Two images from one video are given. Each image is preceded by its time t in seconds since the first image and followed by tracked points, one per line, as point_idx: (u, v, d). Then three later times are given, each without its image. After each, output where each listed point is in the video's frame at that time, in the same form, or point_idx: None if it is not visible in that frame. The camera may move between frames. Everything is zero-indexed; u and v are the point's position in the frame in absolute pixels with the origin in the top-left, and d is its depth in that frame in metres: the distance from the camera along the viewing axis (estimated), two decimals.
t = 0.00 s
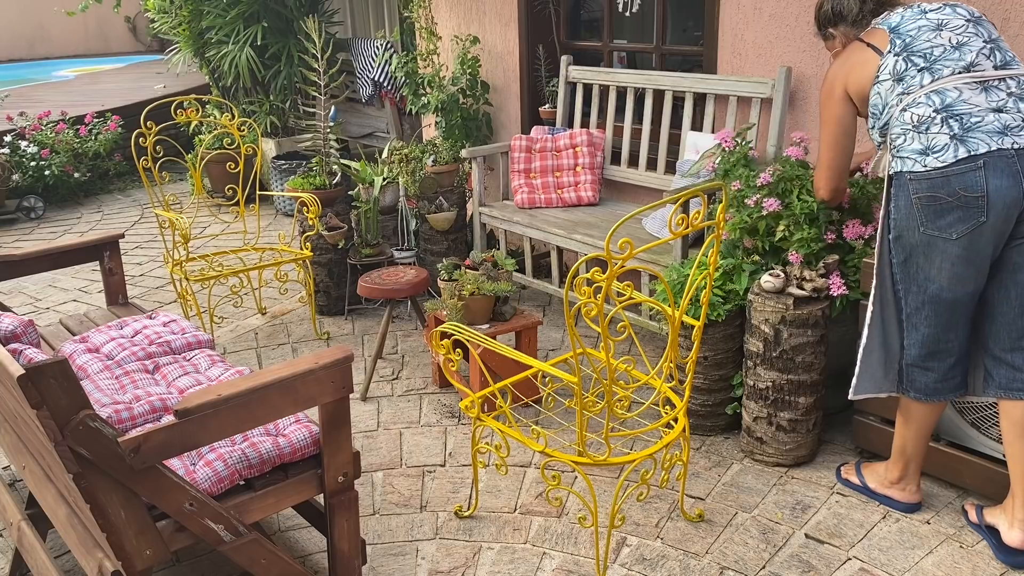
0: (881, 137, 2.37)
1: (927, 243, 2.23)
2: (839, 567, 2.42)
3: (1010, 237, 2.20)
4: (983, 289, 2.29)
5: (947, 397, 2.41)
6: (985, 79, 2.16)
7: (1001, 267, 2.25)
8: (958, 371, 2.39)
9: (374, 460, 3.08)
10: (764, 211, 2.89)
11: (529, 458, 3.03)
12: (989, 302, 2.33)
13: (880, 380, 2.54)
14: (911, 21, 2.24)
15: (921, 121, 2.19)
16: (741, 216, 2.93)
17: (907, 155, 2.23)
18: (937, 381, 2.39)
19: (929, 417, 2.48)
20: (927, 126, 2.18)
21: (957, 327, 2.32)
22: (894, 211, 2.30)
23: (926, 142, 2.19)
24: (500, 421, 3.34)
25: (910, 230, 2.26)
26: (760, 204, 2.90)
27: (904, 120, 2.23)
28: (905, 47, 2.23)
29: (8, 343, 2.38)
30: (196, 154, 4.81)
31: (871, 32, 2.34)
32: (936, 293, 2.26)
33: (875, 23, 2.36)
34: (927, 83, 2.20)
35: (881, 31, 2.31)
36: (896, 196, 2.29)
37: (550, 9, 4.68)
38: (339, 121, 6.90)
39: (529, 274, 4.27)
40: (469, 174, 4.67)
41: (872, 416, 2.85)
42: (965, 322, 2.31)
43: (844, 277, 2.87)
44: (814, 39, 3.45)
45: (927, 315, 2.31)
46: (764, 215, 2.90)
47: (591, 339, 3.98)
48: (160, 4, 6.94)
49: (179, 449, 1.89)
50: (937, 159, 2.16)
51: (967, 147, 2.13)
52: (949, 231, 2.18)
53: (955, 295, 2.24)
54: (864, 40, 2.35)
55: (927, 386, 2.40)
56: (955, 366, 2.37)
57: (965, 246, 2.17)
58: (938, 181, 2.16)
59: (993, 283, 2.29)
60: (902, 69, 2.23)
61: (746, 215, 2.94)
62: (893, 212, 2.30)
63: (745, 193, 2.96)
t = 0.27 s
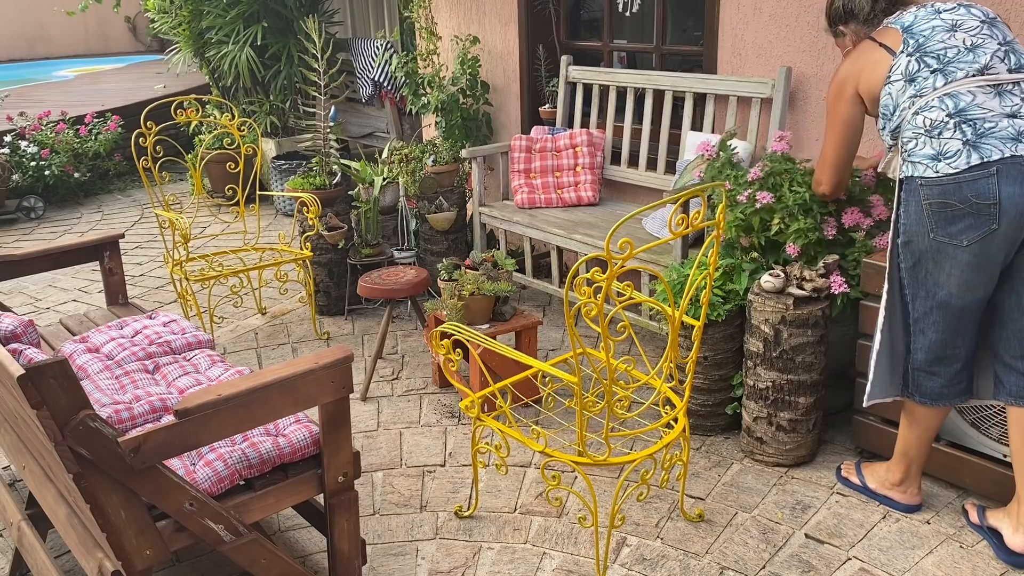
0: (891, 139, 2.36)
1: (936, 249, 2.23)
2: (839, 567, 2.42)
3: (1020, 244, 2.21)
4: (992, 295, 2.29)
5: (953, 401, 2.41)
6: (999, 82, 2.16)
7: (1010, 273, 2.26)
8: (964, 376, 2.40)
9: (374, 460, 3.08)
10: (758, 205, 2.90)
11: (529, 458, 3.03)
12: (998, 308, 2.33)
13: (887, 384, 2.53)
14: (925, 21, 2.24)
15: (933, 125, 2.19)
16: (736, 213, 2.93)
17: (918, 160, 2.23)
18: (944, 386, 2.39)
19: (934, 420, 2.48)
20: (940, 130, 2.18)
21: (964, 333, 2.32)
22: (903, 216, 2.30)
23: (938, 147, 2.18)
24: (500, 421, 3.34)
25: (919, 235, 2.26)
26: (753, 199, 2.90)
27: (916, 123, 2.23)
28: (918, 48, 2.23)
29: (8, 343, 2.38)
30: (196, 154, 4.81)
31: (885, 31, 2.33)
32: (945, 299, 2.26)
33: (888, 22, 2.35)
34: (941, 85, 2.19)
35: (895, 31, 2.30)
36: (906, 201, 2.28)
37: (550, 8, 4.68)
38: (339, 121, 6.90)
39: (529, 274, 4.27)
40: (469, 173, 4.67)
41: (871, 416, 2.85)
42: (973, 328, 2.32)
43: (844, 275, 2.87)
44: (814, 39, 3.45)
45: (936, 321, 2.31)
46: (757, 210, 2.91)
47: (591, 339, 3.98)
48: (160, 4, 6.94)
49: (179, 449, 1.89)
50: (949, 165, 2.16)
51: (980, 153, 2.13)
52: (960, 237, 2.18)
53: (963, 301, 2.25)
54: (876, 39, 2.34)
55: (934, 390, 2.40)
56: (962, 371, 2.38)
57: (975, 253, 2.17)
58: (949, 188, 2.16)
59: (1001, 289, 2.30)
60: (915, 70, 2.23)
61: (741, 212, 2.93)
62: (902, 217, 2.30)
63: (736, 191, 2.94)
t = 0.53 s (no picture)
0: (886, 144, 2.37)
1: (932, 250, 2.23)
2: (839, 567, 2.42)
3: (1016, 243, 2.20)
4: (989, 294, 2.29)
5: (955, 401, 2.40)
6: (989, 83, 2.15)
7: (1007, 272, 2.26)
8: (965, 376, 2.39)
9: (374, 461, 3.08)
10: (769, 182, 2.89)
11: (529, 458, 3.03)
12: (996, 306, 2.33)
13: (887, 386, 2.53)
14: (909, 28, 2.25)
15: (923, 127, 2.19)
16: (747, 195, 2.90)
17: (912, 162, 2.23)
18: (943, 386, 2.39)
19: (932, 419, 2.48)
20: (930, 133, 2.18)
21: (963, 333, 2.32)
22: (898, 218, 2.30)
23: (930, 149, 2.19)
24: (500, 421, 3.34)
25: (914, 237, 2.26)
26: (763, 176, 2.90)
27: (906, 127, 2.23)
28: (903, 55, 2.24)
29: (8, 343, 2.38)
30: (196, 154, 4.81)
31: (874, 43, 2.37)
32: (943, 300, 2.26)
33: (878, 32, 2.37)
34: (929, 89, 2.19)
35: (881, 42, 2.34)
36: (901, 203, 2.28)
37: (550, 8, 4.68)
38: (339, 121, 6.89)
39: (529, 274, 4.27)
40: (469, 173, 4.67)
41: (872, 416, 2.85)
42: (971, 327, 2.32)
43: (845, 273, 2.86)
44: (814, 39, 3.45)
45: (934, 322, 2.31)
46: (769, 189, 2.88)
47: (591, 339, 3.98)
48: (160, 4, 6.94)
49: (179, 449, 1.89)
50: (942, 166, 2.17)
51: (971, 153, 2.13)
52: (955, 238, 2.18)
53: (960, 301, 2.24)
54: (866, 50, 2.39)
55: (933, 391, 2.40)
56: (962, 372, 2.37)
57: (971, 253, 2.17)
58: (943, 188, 2.16)
59: (998, 288, 2.29)
60: (902, 77, 2.24)
61: (752, 193, 2.91)
62: (897, 219, 2.30)
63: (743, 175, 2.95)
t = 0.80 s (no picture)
0: (881, 139, 2.38)
1: (920, 247, 2.23)
2: (839, 567, 2.42)
3: (1006, 242, 2.20)
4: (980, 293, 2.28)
5: (947, 399, 2.40)
6: (983, 81, 2.15)
7: (999, 271, 2.25)
8: (956, 373, 2.38)
9: (374, 461, 3.08)
10: (758, 194, 2.90)
11: (529, 458, 3.03)
12: (988, 304, 2.32)
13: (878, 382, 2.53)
14: (909, 23, 2.25)
15: (914, 125, 2.20)
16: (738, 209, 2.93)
17: (900, 159, 2.24)
18: (933, 383, 2.38)
19: (928, 417, 2.47)
20: (920, 130, 2.19)
21: (953, 330, 2.31)
22: (888, 214, 2.31)
23: (918, 147, 2.19)
24: (500, 421, 3.34)
25: (903, 233, 2.26)
26: (752, 188, 2.91)
27: (898, 124, 2.24)
28: (902, 50, 2.24)
29: (8, 344, 2.38)
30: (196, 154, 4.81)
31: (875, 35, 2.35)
32: (932, 297, 2.26)
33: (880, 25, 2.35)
34: (922, 86, 2.20)
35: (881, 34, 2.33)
36: (892, 199, 2.29)
37: (550, 8, 4.68)
38: (339, 121, 6.89)
39: (529, 274, 4.27)
40: (469, 173, 4.67)
41: (872, 416, 2.85)
42: (961, 325, 2.31)
43: (844, 274, 2.86)
44: (814, 39, 3.45)
45: (923, 319, 2.31)
46: (759, 199, 2.90)
47: (591, 339, 3.98)
48: (160, 4, 6.94)
49: (178, 449, 1.89)
50: (929, 164, 2.17)
51: (959, 152, 2.13)
52: (942, 235, 2.18)
53: (949, 298, 2.24)
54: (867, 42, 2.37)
55: (922, 389, 2.40)
56: (953, 369, 2.37)
57: (958, 250, 2.18)
58: (930, 185, 2.17)
59: (990, 286, 2.29)
60: (899, 72, 2.24)
61: (742, 206, 2.93)
62: (888, 215, 2.31)
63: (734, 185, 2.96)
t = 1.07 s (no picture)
0: (892, 136, 2.37)
1: (925, 251, 2.24)
2: (839, 567, 2.42)
3: (1014, 250, 2.20)
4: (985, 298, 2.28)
5: (945, 400, 2.41)
6: (999, 84, 2.13)
7: (1006, 277, 2.25)
8: (957, 375, 2.38)
9: (374, 460, 3.08)
10: (754, 201, 2.91)
11: (529, 458, 3.03)
12: (993, 310, 2.32)
13: (879, 380, 2.55)
14: (930, 15, 2.20)
15: (926, 127, 2.19)
16: (735, 215, 2.93)
17: (912, 161, 2.24)
18: (933, 385, 2.39)
19: (929, 417, 2.48)
20: (932, 134, 2.18)
21: (955, 333, 2.31)
22: (897, 216, 2.32)
23: (929, 150, 2.19)
24: (500, 421, 3.34)
25: (910, 236, 2.27)
26: (747, 195, 2.91)
27: (910, 125, 2.23)
28: (921, 45, 2.21)
29: (8, 343, 2.38)
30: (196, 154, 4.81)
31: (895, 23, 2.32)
32: (936, 301, 2.26)
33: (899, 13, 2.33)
34: (938, 87, 2.17)
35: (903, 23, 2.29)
36: (900, 201, 2.30)
37: (550, 8, 4.68)
38: (339, 121, 6.89)
39: (529, 274, 4.27)
40: (469, 173, 4.67)
41: (872, 417, 2.85)
42: (965, 329, 2.31)
43: (844, 274, 2.87)
44: (814, 39, 3.45)
45: (924, 322, 2.32)
46: (755, 206, 2.91)
47: (591, 339, 3.98)
48: (160, 4, 6.94)
49: (179, 449, 1.89)
50: (938, 169, 2.17)
51: (970, 158, 2.13)
52: (948, 240, 2.18)
53: (952, 302, 2.25)
54: (887, 30, 2.34)
55: (922, 390, 2.41)
56: (953, 371, 2.37)
57: (963, 255, 2.18)
58: (938, 190, 2.17)
59: (996, 292, 2.29)
60: (916, 68, 2.21)
61: (740, 211, 2.93)
62: (897, 218, 2.31)
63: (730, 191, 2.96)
